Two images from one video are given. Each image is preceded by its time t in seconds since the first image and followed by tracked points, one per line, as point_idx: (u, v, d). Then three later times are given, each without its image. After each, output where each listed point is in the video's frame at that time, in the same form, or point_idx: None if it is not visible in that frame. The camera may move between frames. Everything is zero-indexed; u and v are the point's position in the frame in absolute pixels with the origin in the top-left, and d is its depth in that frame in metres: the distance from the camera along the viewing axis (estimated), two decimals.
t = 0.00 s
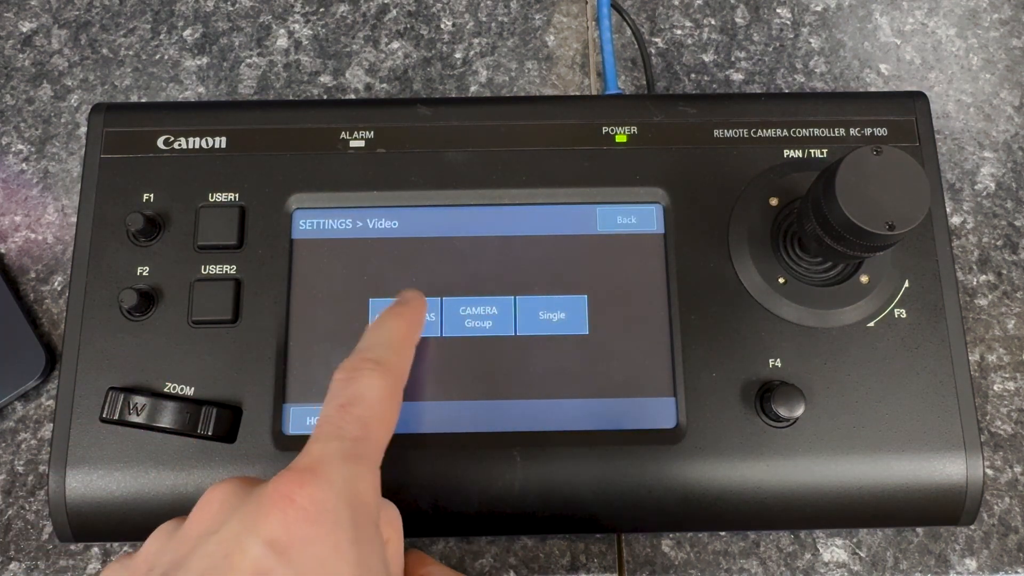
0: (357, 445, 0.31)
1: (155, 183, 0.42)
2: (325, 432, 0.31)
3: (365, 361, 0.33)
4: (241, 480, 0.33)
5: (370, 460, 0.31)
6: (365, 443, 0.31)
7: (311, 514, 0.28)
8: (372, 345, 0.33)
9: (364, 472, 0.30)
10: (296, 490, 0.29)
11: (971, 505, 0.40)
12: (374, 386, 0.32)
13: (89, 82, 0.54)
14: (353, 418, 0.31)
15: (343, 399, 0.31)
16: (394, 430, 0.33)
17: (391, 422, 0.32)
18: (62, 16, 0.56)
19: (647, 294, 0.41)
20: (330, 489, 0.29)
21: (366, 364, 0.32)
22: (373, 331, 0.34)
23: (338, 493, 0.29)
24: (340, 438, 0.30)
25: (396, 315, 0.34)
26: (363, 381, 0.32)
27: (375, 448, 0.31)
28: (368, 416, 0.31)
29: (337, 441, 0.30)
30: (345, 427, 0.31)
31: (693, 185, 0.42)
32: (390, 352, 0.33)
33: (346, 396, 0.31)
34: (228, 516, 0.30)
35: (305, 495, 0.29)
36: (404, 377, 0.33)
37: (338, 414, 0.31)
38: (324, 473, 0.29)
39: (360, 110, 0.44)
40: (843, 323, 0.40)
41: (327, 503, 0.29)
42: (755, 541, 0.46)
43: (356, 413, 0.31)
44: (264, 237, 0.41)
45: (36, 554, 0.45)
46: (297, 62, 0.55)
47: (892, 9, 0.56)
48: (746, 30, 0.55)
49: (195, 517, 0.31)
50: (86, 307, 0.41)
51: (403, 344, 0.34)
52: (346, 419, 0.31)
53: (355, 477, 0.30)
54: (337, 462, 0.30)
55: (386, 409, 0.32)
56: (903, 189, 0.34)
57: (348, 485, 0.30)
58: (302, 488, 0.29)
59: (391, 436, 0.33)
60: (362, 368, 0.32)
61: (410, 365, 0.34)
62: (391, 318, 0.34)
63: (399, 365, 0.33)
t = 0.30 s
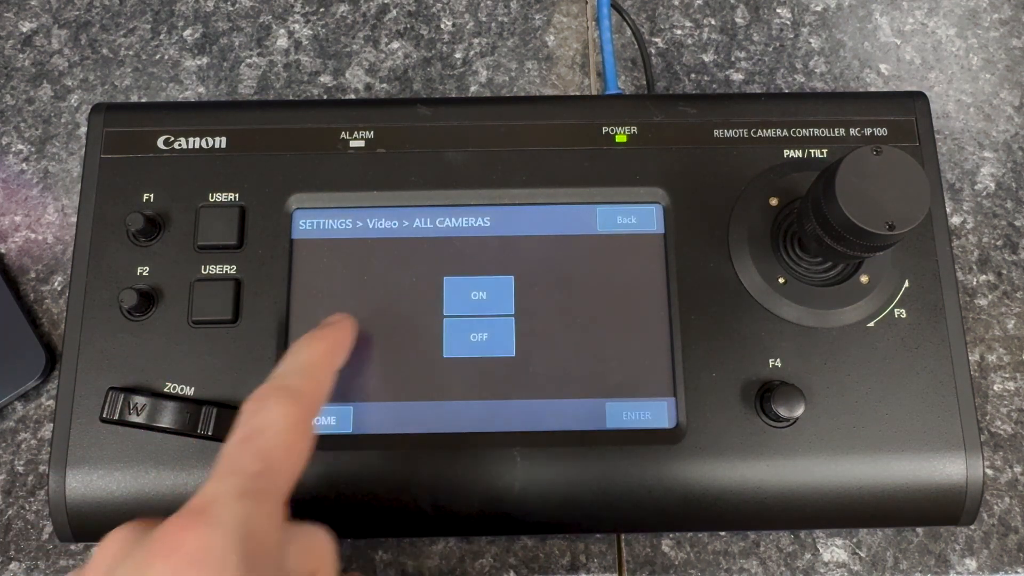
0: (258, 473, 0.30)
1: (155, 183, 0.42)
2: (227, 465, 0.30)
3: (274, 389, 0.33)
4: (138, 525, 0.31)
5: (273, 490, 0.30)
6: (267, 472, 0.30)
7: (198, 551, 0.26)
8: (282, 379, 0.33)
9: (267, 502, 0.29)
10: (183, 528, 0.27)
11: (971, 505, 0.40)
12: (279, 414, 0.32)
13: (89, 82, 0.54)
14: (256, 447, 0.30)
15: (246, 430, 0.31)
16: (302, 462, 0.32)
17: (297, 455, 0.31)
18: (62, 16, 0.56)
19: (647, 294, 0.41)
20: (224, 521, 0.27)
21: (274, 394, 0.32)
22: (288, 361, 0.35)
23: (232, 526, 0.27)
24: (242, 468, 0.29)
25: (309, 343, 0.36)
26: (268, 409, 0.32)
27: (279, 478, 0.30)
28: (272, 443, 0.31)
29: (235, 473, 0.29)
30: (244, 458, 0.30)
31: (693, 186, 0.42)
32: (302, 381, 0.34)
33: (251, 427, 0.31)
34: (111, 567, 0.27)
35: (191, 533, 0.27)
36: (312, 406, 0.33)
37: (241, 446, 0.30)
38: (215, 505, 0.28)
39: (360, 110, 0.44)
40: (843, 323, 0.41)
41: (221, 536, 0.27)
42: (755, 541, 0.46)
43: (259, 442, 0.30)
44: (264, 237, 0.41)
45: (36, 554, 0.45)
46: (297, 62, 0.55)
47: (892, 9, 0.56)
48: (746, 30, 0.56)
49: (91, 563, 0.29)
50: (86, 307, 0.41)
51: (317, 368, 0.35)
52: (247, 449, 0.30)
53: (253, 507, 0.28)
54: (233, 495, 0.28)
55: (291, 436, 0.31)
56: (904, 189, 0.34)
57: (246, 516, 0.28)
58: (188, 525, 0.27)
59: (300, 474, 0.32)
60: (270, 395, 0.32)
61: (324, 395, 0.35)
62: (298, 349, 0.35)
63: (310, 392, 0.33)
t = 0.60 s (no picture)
0: (295, 497, 0.32)
1: (155, 182, 0.42)
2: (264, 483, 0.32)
3: (330, 415, 0.35)
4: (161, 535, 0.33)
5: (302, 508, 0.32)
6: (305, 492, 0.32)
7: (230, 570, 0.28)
8: (331, 405, 0.36)
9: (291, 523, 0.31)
10: (213, 544, 0.29)
11: (972, 505, 0.40)
12: (333, 440, 0.34)
13: (89, 82, 0.54)
14: (300, 470, 0.33)
15: (294, 450, 0.33)
16: (341, 490, 0.34)
17: (337, 483, 0.34)
18: (62, 16, 0.56)
19: (647, 294, 0.41)
20: (253, 539, 0.30)
21: (326, 421, 0.35)
22: (347, 386, 0.37)
23: (260, 546, 0.30)
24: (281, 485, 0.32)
25: (380, 366, 0.38)
26: (320, 435, 0.34)
27: (311, 497, 0.32)
28: (316, 469, 0.33)
29: (273, 492, 0.32)
30: (286, 480, 0.32)
31: (693, 185, 0.42)
32: (360, 412, 0.36)
33: (298, 449, 0.33)
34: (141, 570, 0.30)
35: (221, 550, 0.29)
36: (364, 436, 0.35)
37: (294, 467, 0.33)
38: (248, 524, 0.30)
39: (359, 110, 0.44)
40: (843, 323, 0.41)
41: (247, 556, 0.29)
42: (755, 540, 0.46)
43: (310, 468, 0.33)
44: (264, 237, 0.41)
45: (36, 554, 0.45)
46: (297, 62, 0.55)
47: (892, 9, 0.56)
48: (746, 30, 0.56)
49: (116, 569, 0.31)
50: (86, 307, 0.41)
51: (380, 398, 0.37)
52: (292, 471, 0.33)
53: (276, 530, 0.31)
54: (264, 514, 0.31)
55: (337, 464, 0.34)
56: (904, 189, 0.34)
57: (274, 535, 0.30)
58: (220, 543, 0.29)
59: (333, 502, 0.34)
60: (324, 421, 0.35)
61: (375, 429, 0.36)
62: (360, 380, 0.37)
63: (366, 424, 0.36)
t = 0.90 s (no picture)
0: (402, 448, 0.32)
1: (155, 182, 0.42)
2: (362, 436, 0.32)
3: (424, 382, 0.34)
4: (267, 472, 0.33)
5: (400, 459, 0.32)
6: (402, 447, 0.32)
7: (344, 507, 0.29)
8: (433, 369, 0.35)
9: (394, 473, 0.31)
10: (330, 479, 0.29)
11: (972, 505, 0.40)
12: (433, 403, 0.33)
13: (89, 82, 0.54)
14: (405, 426, 0.32)
15: (397, 408, 0.33)
16: (436, 449, 0.34)
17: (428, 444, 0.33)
18: (62, 16, 0.56)
19: (647, 294, 0.41)
20: (364, 485, 0.30)
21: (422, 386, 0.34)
22: (439, 359, 0.36)
23: (370, 492, 0.30)
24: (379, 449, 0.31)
25: (466, 348, 0.37)
26: (419, 399, 0.33)
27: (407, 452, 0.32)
28: (418, 428, 0.32)
29: (381, 440, 0.31)
30: (393, 432, 0.32)
31: (693, 185, 0.42)
32: (451, 382, 0.35)
33: (401, 407, 0.33)
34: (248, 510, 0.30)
35: (337, 488, 0.29)
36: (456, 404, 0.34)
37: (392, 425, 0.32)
38: (361, 467, 0.30)
39: (359, 110, 0.44)
40: (843, 323, 0.41)
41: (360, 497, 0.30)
42: (755, 540, 0.46)
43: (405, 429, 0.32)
44: (264, 236, 0.41)
45: (36, 554, 0.45)
46: (297, 62, 0.55)
47: (892, 9, 0.56)
48: (746, 30, 0.56)
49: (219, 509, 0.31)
50: (86, 307, 0.41)
51: (470, 372, 0.36)
52: (393, 428, 0.32)
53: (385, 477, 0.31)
54: (370, 461, 0.31)
55: (433, 428, 0.33)
56: (904, 189, 0.34)
57: (381, 483, 0.30)
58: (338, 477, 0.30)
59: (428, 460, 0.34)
60: (423, 385, 0.34)
61: (462, 401, 0.35)
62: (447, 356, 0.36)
63: (455, 392, 0.35)
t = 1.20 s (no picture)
0: (340, 489, 0.31)
1: (155, 182, 0.42)
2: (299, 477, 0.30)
3: (368, 411, 0.33)
4: (205, 522, 0.33)
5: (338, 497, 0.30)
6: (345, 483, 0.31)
7: (268, 561, 0.28)
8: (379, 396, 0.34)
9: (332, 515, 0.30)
10: (252, 534, 0.28)
11: (971, 505, 0.40)
12: (374, 436, 0.32)
13: (89, 81, 0.54)
14: (343, 463, 0.31)
15: (337, 443, 0.31)
16: (383, 483, 0.32)
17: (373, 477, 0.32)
18: (62, 16, 0.56)
19: (647, 294, 0.41)
20: (291, 536, 0.28)
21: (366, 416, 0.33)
22: (386, 381, 0.35)
23: (297, 543, 0.28)
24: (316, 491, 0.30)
25: (416, 362, 0.36)
26: (359, 433, 0.32)
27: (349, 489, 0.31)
28: (358, 464, 0.31)
29: (315, 483, 0.30)
30: (329, 471, 0.31)
31: (693, 185, 0.42)
32: (397, 409, 0.34)
33: (340, 441, 0.32)
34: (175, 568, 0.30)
35: (259, 543, 0.28)
36: (402, 433, 0.34)
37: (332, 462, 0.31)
38: (289, 516, 0.29)
39: (359, 110, 0.44)
40: (843, 323, 0.40)
41: (287, 549, 0.28)
42: (755, 540, 0.46)
43: (346, 465, 0.31)
44: (264, 237, 0.41)
45: (36, 554, 0.45)
46: (297, 62, 0.55)
47: (892, 9, 0.56)
48: (746, 30, 0.56)
49: (151, 561, 0.31)
50: (86, 307, 0.41)
51: (417, 396, 0.35)
52: (330, 467, 0.31)
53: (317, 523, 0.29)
54: (300, 508, 0.29)
55: (376, 462, 0.32)
56: (904, 189, 0.34)
57: (312, 531, 0.29)
58: (262, 531, 0.28)
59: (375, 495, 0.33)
60: (365, 415, 0.33)
61: (411, 427, 0.34)
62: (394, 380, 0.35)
63: (401, 419, 0.34)
